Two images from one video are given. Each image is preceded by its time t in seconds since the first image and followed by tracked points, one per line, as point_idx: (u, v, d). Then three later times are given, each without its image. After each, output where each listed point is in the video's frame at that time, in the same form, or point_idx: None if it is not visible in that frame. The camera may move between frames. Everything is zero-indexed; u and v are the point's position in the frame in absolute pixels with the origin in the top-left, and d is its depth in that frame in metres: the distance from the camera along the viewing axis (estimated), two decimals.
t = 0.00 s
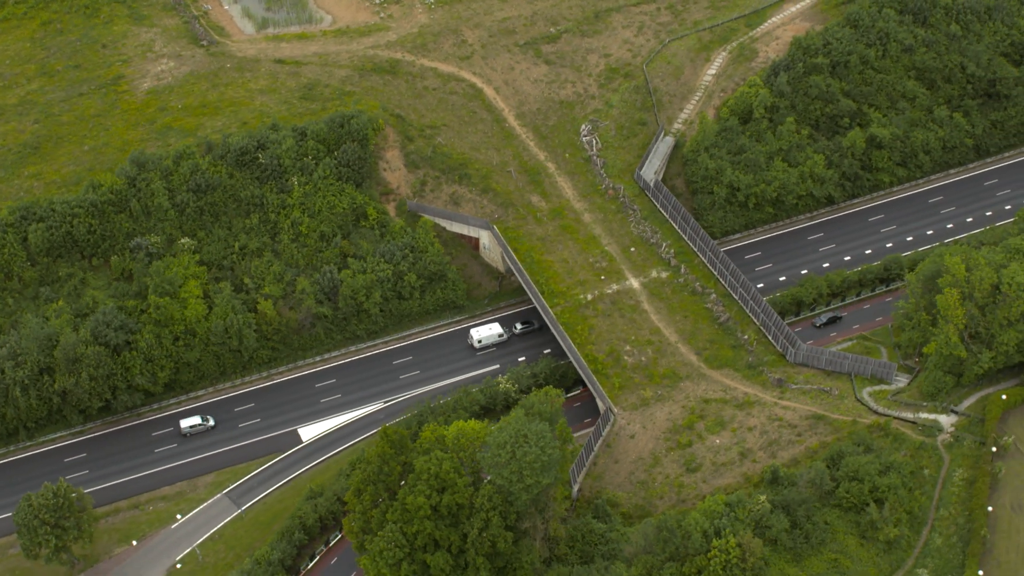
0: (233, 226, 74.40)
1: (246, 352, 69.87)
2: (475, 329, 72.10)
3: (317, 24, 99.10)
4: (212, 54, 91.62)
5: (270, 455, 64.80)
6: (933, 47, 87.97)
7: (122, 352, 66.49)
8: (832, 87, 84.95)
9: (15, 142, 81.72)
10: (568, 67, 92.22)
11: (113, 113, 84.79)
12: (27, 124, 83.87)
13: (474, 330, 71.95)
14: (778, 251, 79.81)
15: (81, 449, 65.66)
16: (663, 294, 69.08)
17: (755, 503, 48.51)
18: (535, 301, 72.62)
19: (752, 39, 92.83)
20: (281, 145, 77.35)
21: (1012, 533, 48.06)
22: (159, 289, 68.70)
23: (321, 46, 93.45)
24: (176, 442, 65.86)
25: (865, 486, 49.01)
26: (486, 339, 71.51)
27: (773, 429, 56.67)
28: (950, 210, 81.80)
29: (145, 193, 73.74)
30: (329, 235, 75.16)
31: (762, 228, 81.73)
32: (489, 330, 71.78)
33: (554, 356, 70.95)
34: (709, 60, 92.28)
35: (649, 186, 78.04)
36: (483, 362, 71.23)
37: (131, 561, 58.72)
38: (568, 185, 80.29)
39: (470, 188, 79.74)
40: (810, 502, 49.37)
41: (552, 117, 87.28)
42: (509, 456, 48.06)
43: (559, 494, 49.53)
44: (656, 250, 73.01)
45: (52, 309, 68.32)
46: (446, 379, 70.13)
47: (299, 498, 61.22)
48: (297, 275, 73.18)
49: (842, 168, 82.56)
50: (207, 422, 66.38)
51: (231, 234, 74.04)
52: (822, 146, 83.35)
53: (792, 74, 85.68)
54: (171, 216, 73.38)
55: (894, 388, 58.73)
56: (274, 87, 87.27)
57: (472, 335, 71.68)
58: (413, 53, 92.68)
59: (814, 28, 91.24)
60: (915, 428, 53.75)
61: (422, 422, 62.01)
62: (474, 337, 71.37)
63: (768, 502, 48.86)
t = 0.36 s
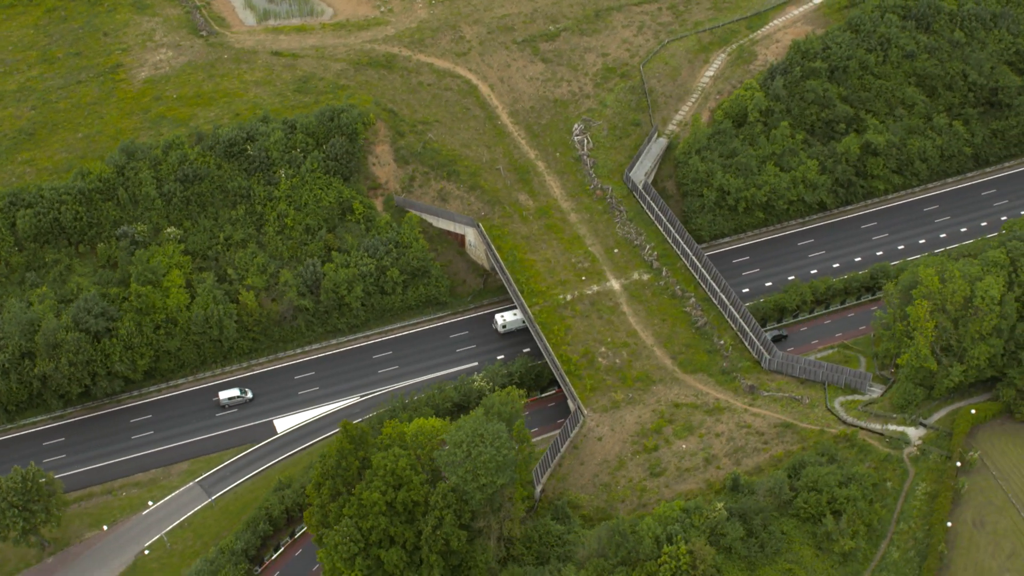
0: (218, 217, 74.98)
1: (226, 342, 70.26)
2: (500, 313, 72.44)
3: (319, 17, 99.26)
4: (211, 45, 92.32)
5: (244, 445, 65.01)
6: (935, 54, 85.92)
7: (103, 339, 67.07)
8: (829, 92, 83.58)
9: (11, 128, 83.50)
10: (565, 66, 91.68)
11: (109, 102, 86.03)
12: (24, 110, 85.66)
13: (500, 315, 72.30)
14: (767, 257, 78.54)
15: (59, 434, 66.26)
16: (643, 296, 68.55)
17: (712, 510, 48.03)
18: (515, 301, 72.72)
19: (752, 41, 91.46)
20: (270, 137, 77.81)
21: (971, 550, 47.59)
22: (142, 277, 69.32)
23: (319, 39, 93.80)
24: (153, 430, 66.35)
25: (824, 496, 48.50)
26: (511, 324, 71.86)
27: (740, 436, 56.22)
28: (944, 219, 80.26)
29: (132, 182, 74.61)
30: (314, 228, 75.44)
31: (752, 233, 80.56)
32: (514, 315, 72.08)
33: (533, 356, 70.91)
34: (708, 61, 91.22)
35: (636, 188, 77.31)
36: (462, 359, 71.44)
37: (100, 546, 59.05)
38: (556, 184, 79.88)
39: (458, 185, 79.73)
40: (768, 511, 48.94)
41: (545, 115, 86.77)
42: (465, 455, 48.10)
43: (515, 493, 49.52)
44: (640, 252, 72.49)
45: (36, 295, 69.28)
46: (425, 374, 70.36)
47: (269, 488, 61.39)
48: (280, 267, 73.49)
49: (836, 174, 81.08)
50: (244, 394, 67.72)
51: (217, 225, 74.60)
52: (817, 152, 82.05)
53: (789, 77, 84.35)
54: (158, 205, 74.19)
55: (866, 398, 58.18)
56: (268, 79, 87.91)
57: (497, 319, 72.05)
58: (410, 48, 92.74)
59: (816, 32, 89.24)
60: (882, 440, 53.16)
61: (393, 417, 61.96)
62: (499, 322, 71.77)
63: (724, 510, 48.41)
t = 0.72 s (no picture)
0: (210, 204, 75.94)
1: (212, 329, 71.17)
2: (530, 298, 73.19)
3: (323, 6, 97.80)
4: (215, 33, 93.12)
5: (223, 431, 65.65)
6: (942, 58, 84.23)
7: (89, 321, 68.36)
8: (830, 95, 82.33)
9: (14, 110, 85.68)
10: (567, 61, 90.95)
11: (111, 87, 87.59)
12: (28, 93, 87.79)
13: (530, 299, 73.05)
14: (759, 259, 77.65)
15: (45, 413, 67.54)
16: (626, 296, 68.04)
17: (670, 512, 48.06)
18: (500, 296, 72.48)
19: (757, 40, 90.01)
20: (264, 126, 78.56)
21: (931, 562, 46.88)
22: (130, 262, 70.48)
23: (323, 28, 94.17)
24: (136, 413, 67.31)
25: (784, 503, 48.17)
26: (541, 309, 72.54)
27: (710, 439, 55.87)
28: (942, 226, 78.79)
29: (126, 167, 76.00)
30: (305, 218, 76.01)
31: (745, 234, 79.62)
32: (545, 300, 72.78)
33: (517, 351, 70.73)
34: (711, 60, 89.85)
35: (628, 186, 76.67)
36: (446, 352, 71.42)
37: (76, 526, 60.04)
38: (548, 180, 79.44)
39: (451, 178, 79.70)
40: (727, 516, 48.65)
41: (543, 111, 86.24)
42: (424, 449, 48.18)
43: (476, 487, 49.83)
44: (627, 251, 71.81)
45: (26, 275, 70.78)
46: (408, 366, 70.48)
47: (244, 474, 61.97)
48: (269, 256, 74.13)
49: (833, 178, 79.85)
50: (286, 366, 69.52)
51: (208, 212, 75.60)
52: (815, 154, 80.76)
53: (790, 79, 83.20)
54: (151, 191, 75.43)
55: (842, 406, 57.38)
56: (269, 68, 88.70)
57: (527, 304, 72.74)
58: (412, 40, 92.75)
59: (820, 33, 87.63)
60: (851, 448, 52.93)
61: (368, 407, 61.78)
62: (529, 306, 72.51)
63: (682, 513, 48.20)
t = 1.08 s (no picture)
0: (204, 187, 76.82)
1: (200, 312, 72.16)
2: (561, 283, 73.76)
3: None
4: (221, 17, 93.64)
5: (205, 413, 66.57)
6: (949, 60, 82.48)
7: (79, 301, 69.80)
8: (832, 94, 81.01)
9: (20, 90, 87.34)
10: (570, 54, 90.10)
11: (116, 69, 88.77)
12: (34, 74, 89.39)
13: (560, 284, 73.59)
14: (752, 258, 76.82)
15: (33, 390, 69.00)
16: (610, 292, 67.62)
17: (630, 511, 48.25)
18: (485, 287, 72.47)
19: (763, 37, 88.25)
20: (261, 112, 79.24)
21: (889, 571, 46.60)
22: (120, 244, 71.77)
23: (328, 16, 94.30)
24: (121, 393, 68.47)
25: (743, 506, 47.93)
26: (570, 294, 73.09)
27: (679, 439, 55.64)
28: (940, 230, 77.46)
29: (123, 150, 77.30)
30: (297, 204, 76.55)
31: (739, 233, 78.82)
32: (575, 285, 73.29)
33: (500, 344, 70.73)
34: (716, 56, 88.29)
35: (622, 183, 75.68)
36: (430, 342, 71.67)
37: (55, 502, 61.35)
38: (542, 173, 79.00)
39: (445, 169, 79.65)
40: (686, 517, 48.46)
41: (542, 103, 85.69)
42: (385, 439, 48.44)
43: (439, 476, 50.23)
44: (615, 247, 71.23)
45: (20, 254, 72.35)
46: (392, 355, 70.86)
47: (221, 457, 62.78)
48: (260, 241, 74.83)
49: (830, 179, 78.83)
50: (329, 341, 71.09)
51: (202, 196, 76.52)
52: (814, 154, 79.65)
53: (792, 76, 81.84)
54: (146, 174, 76.63)
55: (817, 410, 56.74)
56: (272, 54, 89.19)
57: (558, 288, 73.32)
58: (415, 29, 92.44)
59: (827, 32, 85.72)
60: (820, 454, 52.35)
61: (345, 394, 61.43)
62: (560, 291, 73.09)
63: (641, 512, 48.13)
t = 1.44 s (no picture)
0: (197, 171, 77.69)
1: (187, 295, 73.19)
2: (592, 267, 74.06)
3: None
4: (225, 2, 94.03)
5: (186, 395, 67.62)
6: (954, 60, 80.82)
7: (69, 280, 71.25)
8: (830, 92, 79.94)
9: (26, 70, 88.64)
10: (570, 46, 89.02)
11: (120, 51, 89.75)
12: (41, 54, 90.65)
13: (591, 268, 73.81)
14: (742, 256, 76.12)
15: (23, 366, 70.70)
16: (591, 286, 67.30)
17: (587, 508, 48.41)
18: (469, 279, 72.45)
19: (766, 33, 86.12)
20: (256, 97, 79.80)
21: None
22: (111, 225, 73.00)
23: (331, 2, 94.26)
24: (107, 371, 69.82)
25: (700, 507, 47.84)
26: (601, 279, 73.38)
27: (646, 436, 55.56)
28: (936, 233, 76.20)
29: (120, 132, 78.46)
30: (288, 190, 77.09)
31: (731, 229, 78.17)
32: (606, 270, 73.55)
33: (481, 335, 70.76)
34: (717, 51, 86.47)
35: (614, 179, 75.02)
36: (413, 331, 71.97)
37: (35, 477, 62.92)
38: (534, 164, 78.58)
39: (437, 158, 79.54)
40: (642, 516, 48.43)
41: (539, 94, 85.02)
42: (345, 428, 48.94)
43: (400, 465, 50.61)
44: (600, 241, 70.83)
45: (14, 231, 73.80)
46: (374, 342, 71.29)
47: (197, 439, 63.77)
48: (250, 226, 75.52)
49: (825, 178, 77.84)
50: (368, 317, 72.21)
51: (194, 179, 77.39)
52: (810, 153, 78.62)
53: (791, 73, 80.62)
54: (141, 156, 77.73)
55: (788, 412, 56.30)
56: (273, 40, 89.52)
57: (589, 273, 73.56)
58: (417, 17, 91.97)
59: (830, 30, 83.75)
60: (785, 457, 52.08)
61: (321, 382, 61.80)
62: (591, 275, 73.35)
63: (597, 509, 48.24)
